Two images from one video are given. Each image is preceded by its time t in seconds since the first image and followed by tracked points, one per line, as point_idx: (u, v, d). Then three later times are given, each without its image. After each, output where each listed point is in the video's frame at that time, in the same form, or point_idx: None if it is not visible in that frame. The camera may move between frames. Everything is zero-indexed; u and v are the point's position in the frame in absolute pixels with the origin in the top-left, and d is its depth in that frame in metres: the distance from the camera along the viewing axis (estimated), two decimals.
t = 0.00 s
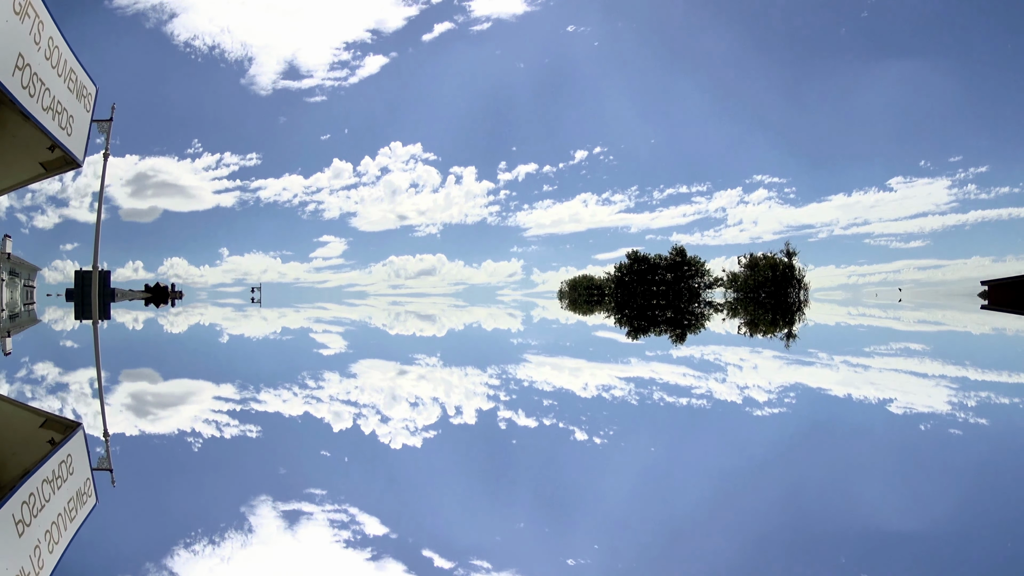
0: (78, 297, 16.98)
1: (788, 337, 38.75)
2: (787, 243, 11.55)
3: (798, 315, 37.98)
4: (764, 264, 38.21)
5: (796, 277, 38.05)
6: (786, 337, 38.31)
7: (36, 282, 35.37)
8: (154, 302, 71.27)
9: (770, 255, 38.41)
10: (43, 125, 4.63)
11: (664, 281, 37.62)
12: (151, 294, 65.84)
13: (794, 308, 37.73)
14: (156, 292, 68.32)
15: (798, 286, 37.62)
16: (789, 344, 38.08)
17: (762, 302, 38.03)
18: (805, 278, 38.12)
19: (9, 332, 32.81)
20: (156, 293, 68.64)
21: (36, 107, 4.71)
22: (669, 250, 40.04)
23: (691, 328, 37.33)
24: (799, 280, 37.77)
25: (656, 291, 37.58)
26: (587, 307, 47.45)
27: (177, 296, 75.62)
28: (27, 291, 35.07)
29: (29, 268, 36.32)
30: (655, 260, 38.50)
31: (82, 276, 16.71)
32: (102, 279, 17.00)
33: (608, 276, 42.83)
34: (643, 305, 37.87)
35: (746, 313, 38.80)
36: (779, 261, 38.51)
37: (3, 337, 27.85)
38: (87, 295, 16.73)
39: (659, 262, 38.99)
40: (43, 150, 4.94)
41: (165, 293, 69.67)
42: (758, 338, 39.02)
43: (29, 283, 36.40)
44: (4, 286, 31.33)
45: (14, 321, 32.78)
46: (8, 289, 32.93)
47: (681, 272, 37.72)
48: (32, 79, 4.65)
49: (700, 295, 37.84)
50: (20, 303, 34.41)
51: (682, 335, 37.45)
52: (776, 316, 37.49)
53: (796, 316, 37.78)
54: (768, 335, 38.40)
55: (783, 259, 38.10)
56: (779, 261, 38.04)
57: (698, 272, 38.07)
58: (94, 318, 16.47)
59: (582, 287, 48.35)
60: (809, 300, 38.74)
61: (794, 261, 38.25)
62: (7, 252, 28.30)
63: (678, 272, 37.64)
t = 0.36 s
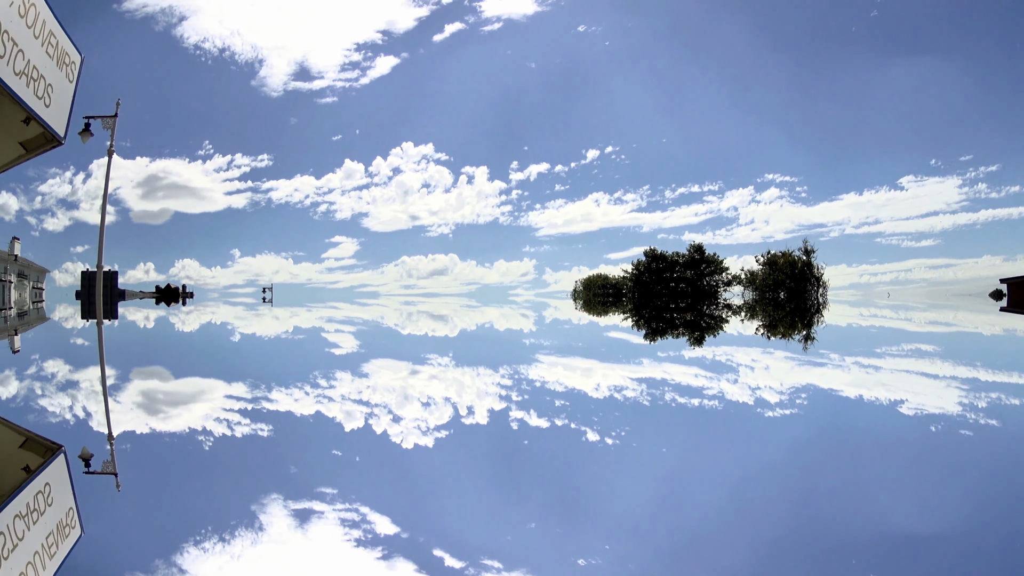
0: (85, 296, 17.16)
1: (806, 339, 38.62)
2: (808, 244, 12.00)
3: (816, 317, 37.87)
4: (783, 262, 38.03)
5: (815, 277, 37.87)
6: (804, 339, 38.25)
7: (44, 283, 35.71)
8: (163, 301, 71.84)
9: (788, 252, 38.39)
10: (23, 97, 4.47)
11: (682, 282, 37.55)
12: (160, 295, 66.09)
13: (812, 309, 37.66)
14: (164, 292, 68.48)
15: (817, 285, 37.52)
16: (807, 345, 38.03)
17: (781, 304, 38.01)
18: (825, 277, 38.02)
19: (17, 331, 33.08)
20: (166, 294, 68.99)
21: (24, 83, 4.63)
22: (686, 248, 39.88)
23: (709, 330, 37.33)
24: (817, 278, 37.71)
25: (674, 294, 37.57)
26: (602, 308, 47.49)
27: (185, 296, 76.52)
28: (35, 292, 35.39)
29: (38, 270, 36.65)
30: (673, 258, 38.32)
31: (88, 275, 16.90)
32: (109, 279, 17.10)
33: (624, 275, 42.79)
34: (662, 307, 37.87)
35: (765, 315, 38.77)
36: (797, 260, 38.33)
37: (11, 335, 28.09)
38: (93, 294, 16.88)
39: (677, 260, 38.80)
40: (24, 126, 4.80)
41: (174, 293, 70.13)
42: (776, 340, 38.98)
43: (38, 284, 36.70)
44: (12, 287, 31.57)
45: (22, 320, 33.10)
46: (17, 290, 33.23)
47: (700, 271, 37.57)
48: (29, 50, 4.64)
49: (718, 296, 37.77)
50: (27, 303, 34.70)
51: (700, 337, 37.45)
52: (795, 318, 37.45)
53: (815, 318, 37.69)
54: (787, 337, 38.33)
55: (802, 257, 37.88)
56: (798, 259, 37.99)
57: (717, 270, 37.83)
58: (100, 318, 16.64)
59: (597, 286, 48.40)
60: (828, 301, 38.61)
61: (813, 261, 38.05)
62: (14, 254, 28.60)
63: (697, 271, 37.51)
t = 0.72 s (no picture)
0: (91, 295, 17.25)
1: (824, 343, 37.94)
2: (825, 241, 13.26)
3: (835, 319, 37.39)
4: (799, 259, 37.50)
5: (833, 275, 37.34)
6: (821, 342, 37.76)
7: (51, 284, 36.01)
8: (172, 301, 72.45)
9: (805, 250, 37.66)
10: None
11: (699, 283, 37.20)
12: (168, 295, 66.59)
13: (830, 311, 37.20)
14: (173, 292, 69.25)
15: (836, 284, 37.05)
16: (824, 348, 37.55)
17: (798, 309, 37.53)
18: (841, 275, 37.46)
19: (24, 330, 33.31)
20: (173, 293, 69.31)
21: None
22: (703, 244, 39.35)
23: (726, 333, 37.04)
24: (835, 276, 37.16)
25: (690, 296, 37.26)
26: (616, 308, 47.19)
27: (195, 295, 77.92)
28: (43, 292, 35.67)
29: (46, 271, 36.96)
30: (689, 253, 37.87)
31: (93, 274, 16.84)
32: (113, 279, 16.96)
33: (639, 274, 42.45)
34: (679, 309, 37.56)
35: (782, 317, 38.34)
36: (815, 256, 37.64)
37: (18, 335, 28.31)
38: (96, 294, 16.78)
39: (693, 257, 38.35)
40: None
41: (183, 293, 70.83)
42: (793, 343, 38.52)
43: (45, 285, 36.97)
44: (19, 287, 31.80)
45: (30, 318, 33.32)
46: (24, 290, 33.54)
47: (717, 268, 37.18)
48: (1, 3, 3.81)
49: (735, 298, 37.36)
50: (35, 302, 35.00)
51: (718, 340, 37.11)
52: (812, 321, 36.99)
53: (832, 320, 37.25)
54: (804, 340, 37.84)
55: (819, 254, 37.33)
56: (815, 256, 37.34)
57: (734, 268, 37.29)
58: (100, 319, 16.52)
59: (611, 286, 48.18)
60: (845, 303, 38.13)
61: (831, 258, 37.47)
62: (20, 255, 28.82)
63: (714, 267, 37.15)
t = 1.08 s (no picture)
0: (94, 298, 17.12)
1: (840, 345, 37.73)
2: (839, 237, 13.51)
3: (850, 322, 37.20)
4: (815, 256, 37.31)
5: (850, 274, 37.14)
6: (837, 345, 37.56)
7: (57, 284, 36.26)
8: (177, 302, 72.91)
9: (821, 247, 37.48)
10: None
11: (714, 283, 37.09)
12: (174, 294, 67.15)
13: (846, 314, 37.02)
14: (181, 292, 69.90)
15: (852, 282, 36.86)
16: (839, 350, 37.38)
17: (813, 311, 37.39)
18: (858, 271, 37.23)
19: (31, 330, 33.53)
20: (182, 293, 69.83)
21: None
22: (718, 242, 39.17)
23: (741, 335, 36.89)
24: (851, 274, 37.00)
25: (706, 297, 37.13)
26: (628, 309, 47.09)
27: (204, 295, 78.96)
28: (49, 292, 35.93)
29: (51, 271, 37.20)
30: (704, 252, 37.75)
31: (95, 274, 16.65)
32: (115, 279, 16.83)
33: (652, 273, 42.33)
34: (694, 311, 37.42)
35: (797, 319, 38.20)
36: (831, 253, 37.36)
37: (25, 334, 28.59)
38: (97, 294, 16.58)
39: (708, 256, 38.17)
40: None
41: (190, 293, 71.33)
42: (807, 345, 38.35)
43: (52, 285, 37.21)
44: (25, 287, 32.09)
45: (36, 318, 33.49)
46: (30, 290, 33.83)
47: (732, 267, 37.07)
48: None
49: (750, 299, 37.22)
50: (41, 302, 35.24)
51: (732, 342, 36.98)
52: (828, 323, 36.80)
53: (848, 323, 37.07)
54: (819, 343, 37.66)
55: (834, 252, 37.11)
56: (830, 253, 37.15)
57: (750, 267, 37.12)
58: (100, 321, 16.30)
59: (622, 285, 48.06)
60: (861, 305, 37.95)
61: (847, 258, 37.26)
62: (26, 255, 29.17)
63: (728, 266, 37.04)
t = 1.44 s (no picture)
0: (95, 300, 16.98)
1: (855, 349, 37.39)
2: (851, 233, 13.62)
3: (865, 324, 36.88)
4: (829, 253, 36.99)
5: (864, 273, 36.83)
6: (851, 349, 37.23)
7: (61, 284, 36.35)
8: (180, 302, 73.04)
9: (835, 244, 37.15)
10: None
11: (728, 282, 36.86)
12: (179, 294, 67.55)
13: (859, 317, 36.73)
14: (186, 293, 70.19)
15: (866, 280, 36.54)
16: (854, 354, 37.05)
17: (827, 313, 37.09)
18: (872, 270, 36.92)
19: (35, 331, 33.61)
20: (187, 294, 69.99)
21: None
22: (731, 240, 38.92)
23: (754, 338, 36.64)
24: (865, 272, 36.69)
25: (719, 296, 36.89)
26: (638, 309, 46.83)
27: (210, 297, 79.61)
28: (53, 293, 36.04)
29: (55, 271, 37.31)
30: (717, 250, 37.49)
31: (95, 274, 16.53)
32: (116, 279, 16.76)
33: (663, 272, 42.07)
34: (708, 312, 37.22)
35: (810, 322, 37.88)
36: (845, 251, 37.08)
37: (28, 334, 28.63)
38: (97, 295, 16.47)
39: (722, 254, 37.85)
40: None
41: (195, 294, 71.58)
42: (821, 348, 37.98)
43: (55, 284, 37.29)
44: (29, 287, 32.14)
45: (40, 319, 33.57)
46: (34, 290, 33.90)
47: (746, 265, 36.83)
48: None
49: (763, 300, 36.97)
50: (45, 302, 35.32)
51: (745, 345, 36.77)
52: (841, 327, 36.54)
53: (862, 326, 36.74)
54: (832, 346, 37.34)
55: (849, 249, 36.83)
56: (844, 251, 36.83)
57: (763, 266, 36.86)
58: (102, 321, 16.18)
59: (632, 282, 47.79)
60: (875, 307, 37.63)
61: (861, 256, 36.94)
62: (30, 255, 29.36)
63: (742, 264, 36.81)
